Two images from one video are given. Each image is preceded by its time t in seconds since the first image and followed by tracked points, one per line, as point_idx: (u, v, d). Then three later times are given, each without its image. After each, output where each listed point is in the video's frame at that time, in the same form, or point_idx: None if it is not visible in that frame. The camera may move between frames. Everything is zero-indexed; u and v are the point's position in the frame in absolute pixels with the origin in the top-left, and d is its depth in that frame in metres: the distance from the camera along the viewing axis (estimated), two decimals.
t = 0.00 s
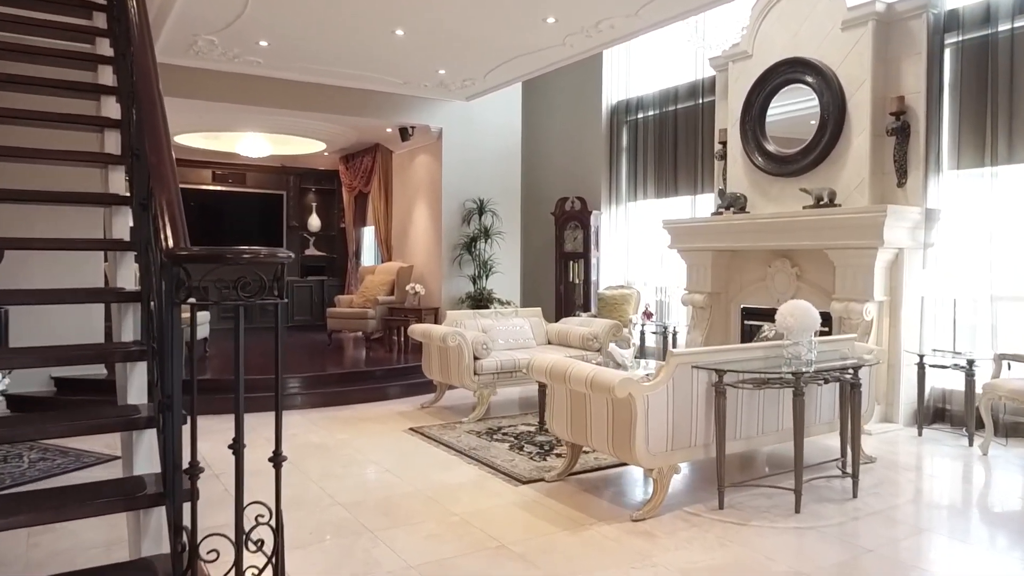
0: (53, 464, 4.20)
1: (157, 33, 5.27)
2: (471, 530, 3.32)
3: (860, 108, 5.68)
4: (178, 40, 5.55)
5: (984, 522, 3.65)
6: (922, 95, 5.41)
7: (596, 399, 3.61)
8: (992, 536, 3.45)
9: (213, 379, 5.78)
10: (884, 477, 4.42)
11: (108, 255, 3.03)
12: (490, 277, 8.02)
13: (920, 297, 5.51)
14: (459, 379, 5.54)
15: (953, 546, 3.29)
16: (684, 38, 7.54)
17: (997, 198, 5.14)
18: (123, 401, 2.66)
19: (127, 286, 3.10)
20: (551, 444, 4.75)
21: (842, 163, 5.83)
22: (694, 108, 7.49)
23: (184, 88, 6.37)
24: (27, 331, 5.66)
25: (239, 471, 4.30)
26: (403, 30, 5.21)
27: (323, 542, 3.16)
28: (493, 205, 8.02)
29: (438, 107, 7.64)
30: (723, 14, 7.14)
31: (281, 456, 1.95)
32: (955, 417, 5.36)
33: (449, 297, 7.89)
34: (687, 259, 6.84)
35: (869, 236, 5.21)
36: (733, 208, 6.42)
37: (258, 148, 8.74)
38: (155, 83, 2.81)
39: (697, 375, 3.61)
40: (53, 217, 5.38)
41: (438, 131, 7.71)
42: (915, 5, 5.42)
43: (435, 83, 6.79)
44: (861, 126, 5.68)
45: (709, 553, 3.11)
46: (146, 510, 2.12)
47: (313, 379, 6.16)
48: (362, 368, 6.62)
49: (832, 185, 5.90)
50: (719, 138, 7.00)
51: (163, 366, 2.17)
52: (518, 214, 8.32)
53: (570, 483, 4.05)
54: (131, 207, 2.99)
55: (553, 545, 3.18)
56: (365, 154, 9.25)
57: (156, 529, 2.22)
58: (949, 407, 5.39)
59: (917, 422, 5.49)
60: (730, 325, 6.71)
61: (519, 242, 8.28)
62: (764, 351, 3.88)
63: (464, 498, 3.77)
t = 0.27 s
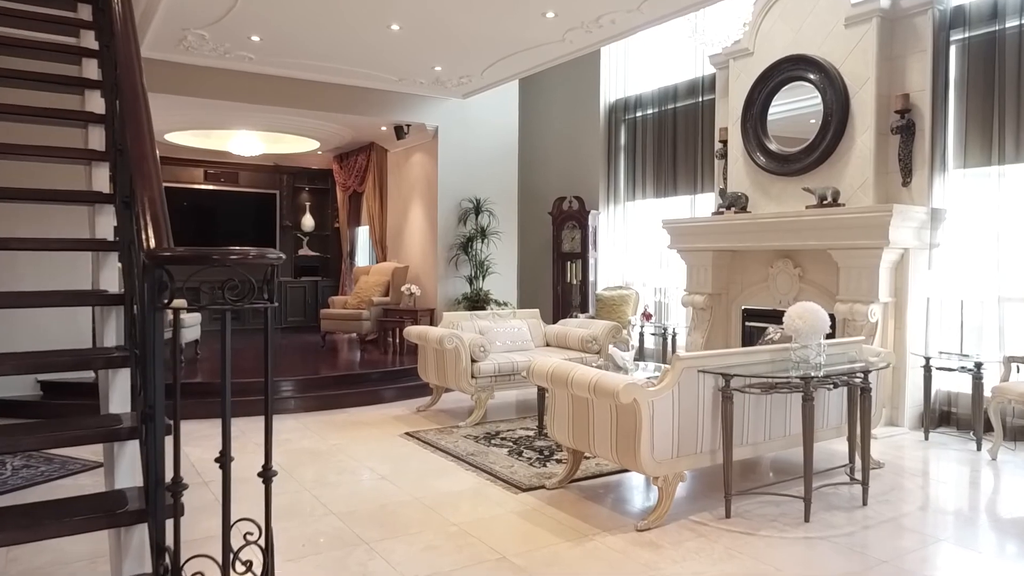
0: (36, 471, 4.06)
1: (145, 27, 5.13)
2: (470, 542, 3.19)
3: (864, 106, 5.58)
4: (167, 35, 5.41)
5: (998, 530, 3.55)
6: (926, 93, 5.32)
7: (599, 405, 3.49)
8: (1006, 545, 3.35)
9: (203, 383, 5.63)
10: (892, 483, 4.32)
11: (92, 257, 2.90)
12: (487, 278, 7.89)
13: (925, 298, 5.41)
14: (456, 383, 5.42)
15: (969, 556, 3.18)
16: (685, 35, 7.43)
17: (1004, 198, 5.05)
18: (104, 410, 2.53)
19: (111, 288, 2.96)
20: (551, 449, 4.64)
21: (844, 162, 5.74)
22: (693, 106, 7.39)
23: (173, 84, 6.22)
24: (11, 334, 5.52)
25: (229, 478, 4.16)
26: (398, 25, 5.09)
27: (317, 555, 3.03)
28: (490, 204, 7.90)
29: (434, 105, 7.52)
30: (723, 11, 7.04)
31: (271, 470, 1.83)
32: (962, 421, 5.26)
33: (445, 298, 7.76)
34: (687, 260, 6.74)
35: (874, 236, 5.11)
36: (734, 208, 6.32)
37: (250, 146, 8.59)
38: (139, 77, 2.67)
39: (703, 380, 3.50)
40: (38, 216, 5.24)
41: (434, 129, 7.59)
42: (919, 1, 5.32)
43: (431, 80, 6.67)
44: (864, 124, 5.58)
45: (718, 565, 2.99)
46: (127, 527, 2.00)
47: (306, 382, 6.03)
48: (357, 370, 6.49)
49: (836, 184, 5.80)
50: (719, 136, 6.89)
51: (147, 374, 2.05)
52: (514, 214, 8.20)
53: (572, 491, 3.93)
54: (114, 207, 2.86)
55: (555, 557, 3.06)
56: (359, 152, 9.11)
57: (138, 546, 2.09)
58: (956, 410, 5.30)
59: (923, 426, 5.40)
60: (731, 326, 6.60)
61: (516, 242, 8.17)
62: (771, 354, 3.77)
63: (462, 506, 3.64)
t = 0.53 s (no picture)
0: (21, 478, 3.92)
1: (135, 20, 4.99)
2: (471, 552, 3.07)
3: (870, 103, 5.48)
4: (158, 29, 5.28)
5: (1014, 538, 3.45)
6: (934, 90, 5.21)
7: (603, 410, 3.37)
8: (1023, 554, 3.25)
9: (195, 385, 5.50)
10: (902, 488, 4.21)
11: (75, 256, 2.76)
12: (485, 278, 7.77)
13: (933, 299, 5.31)
14: (454, 385, 5.30)
15: (987, 567, 3.07)
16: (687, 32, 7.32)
17: (1014, 197, 4.95)
18: (87, 417, 2.40)
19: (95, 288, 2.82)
20: (552, 454, 4.52)
21: (850, 160, 5.63)
22: (695, 103, 7.28)
23: (165, 80, 6.08)
24: None
25: (221, 485, 4.04)
26: (395, 19, 4.96)
27: (311, 568, 2.91)
28: (488, 203, 7.78)
29: (431, 102, 7.39)
30: (726, 7, 6.93)
31: (260, 485, 1.71)
32: (970, 424, 5.16)
33: (442, 299, 7.64)
34: (688, 260, 6.63)
35: (881, 235, 5.00)
36: (737, 207, 6.22)
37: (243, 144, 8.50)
38: (123, 67, 2.54)
39: (711, 384, 3.39)
40: (24, 215, 5.09)
41: (431, 127, 7.46)
42: None
43: (429, 77, 6.54)
44: (871, 121, 5.47)
45: None
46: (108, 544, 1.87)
47: (301, 384, 5.90)
48: (353, 372, 6.36)
49: (841, 183, 5.69)
50: (722, 134, 6.78)
51: (127, 381, 1.92)
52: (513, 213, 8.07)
53: (574, 498, 3.81)
54: (98, 205, 2.72)
55: (560, 569, 2.95)
56: (355, 151, 8.98)
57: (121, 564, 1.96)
58: (964, 413, 5.21)
59: (931, 429, 5.29)
60: (734, 328, 6.49)
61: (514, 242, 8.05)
62: (781, 357, 3.66)
63: (462, 515, 3.52)
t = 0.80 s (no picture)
0: (6, 484, 3.79)
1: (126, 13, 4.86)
2: (473, 562, 2.96)
3: (877, 99, 5.37)
4: (150, 22, 5.15)
5: None
6: (943, 86, 5.11)
7: (608, 413, 3.26)
8: None
9: (188, 387, 5.37)
10: (913, 493, 4.10)
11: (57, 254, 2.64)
12: (484, 278, 7.66)
13: (942, 299, 5.20)
14: (453, 388, 5.18)
15: None
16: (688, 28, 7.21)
17: None
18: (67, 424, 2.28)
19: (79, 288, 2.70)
20: (554, 458, 4.41)
21: (855, 158, 5.53)
22: (697, 100, 7.18)
23: (157, 76, 5.96)
24: None
25: (213, 490, 3.91)
26: (392, 12, 4.84)
27: None
28: (487, 202, 7.66)
29: (429, 99, 7.27)
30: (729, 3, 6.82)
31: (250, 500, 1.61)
32: (980, 427, 5.06)
33: (440, 299, 7.52)
34: (691, 259, 6.52)
35: (890, 234, 4.90)
36: (740, 205, 6.11)
37: (238, 141, 8.56)
38: (105, 55, 2.41)
39: (720, 387, 3.28)
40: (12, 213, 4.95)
41: (429, 124, 7.34)
42: None
43: (427, 72, 6.42)
44: (878, 117, 5.37)
45: None
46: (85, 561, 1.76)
47: (296, 386, 5.78)
48: (350, 374, 6.23)
49: (847, 180, 5.58)
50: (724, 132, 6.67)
51: (106, 387, 1.80)
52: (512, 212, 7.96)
53: (577, 503, 3.70)
54: (82, 201, 2.59)
55: None
56: (351, 149, 8.86)
57: None
58: (974, 415, 5.11)
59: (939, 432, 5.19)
60: (737, 328, 6.39)
61: (513, 241, 7.94)
62: (791, 359, 3.55)
63: (462, 522, 3.40)
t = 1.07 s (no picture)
0: None
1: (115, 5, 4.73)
2: (473, 574, 2.83)
3: (883, 96, 5.27)
4: (140, 15, 5.02)
5: None
6: (950, 82, 5.01)
7: (612, 417, 3.14)
8: None
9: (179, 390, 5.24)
10: (924, 498, 4.00)
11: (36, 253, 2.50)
12: (481, 278, 7.54)
13: (949, 299, 5.10)
14: (450, 390, 5.06)
15: None
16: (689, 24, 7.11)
17: None
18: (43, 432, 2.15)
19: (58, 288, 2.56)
20: (555, 463, 4.30)
21: (860, 155, 5.43)
22: (698, 98, 7.07)
23: (148, 71, 5.82)
24: None
25: (204, 497, 3.79)
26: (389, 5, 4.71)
27: None
28: (484, 201, 7.55)
29: (426, 96, 7.14)
30: None
31: (235, 517, 1.53)
32: (989, 429, 4.97)
33: (437, 299, 7.40)
34: (692, 259, 6.41)
35: (897, 233, 4.79)
36: (743, 204, 6.01)
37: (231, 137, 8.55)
38: (83, 39, 2.27)
39: (728, 391, 3.17)
40: None
41: (426, 121, 7.22)
42: None
43: (424, 68, 6.30)
44: (884, 114, 5.26)
45: None
46: None
47: (290, 388, 5.65)
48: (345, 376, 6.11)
49: (852, 178, 5.48)
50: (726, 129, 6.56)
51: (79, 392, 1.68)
52: (509, 210, 7.84)
53: (579, 510, 3.59)
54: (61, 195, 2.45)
55: None
56: (347, 147, 8.73)
57: None
58: (983, 417, 5.01)
59: (947, 434, 5.09)
60: (739, 328, 6.28)
61: (511, 241, 7.83)
62: (800, 361, 3.44)
63: (462, 531, 3.28)
